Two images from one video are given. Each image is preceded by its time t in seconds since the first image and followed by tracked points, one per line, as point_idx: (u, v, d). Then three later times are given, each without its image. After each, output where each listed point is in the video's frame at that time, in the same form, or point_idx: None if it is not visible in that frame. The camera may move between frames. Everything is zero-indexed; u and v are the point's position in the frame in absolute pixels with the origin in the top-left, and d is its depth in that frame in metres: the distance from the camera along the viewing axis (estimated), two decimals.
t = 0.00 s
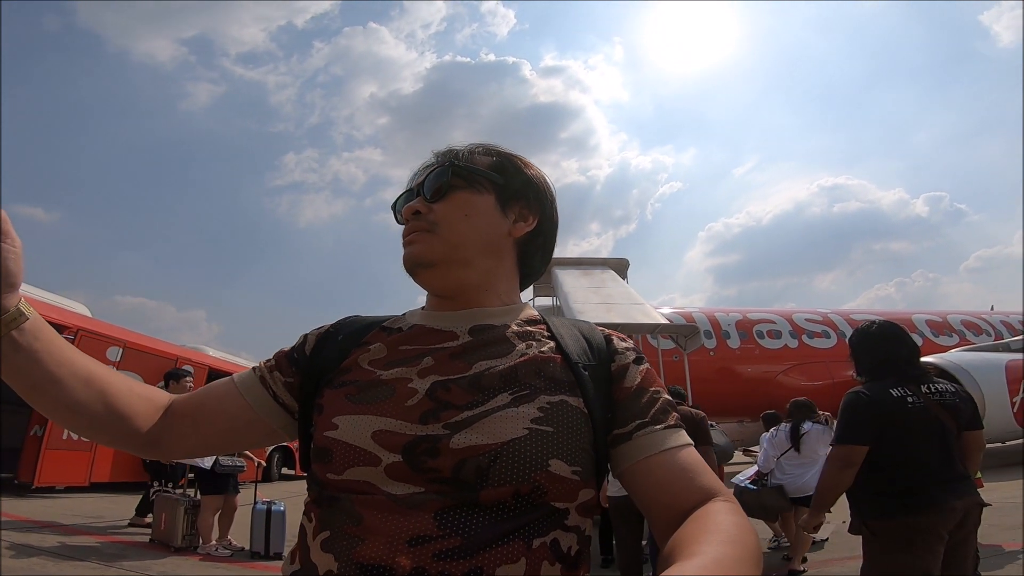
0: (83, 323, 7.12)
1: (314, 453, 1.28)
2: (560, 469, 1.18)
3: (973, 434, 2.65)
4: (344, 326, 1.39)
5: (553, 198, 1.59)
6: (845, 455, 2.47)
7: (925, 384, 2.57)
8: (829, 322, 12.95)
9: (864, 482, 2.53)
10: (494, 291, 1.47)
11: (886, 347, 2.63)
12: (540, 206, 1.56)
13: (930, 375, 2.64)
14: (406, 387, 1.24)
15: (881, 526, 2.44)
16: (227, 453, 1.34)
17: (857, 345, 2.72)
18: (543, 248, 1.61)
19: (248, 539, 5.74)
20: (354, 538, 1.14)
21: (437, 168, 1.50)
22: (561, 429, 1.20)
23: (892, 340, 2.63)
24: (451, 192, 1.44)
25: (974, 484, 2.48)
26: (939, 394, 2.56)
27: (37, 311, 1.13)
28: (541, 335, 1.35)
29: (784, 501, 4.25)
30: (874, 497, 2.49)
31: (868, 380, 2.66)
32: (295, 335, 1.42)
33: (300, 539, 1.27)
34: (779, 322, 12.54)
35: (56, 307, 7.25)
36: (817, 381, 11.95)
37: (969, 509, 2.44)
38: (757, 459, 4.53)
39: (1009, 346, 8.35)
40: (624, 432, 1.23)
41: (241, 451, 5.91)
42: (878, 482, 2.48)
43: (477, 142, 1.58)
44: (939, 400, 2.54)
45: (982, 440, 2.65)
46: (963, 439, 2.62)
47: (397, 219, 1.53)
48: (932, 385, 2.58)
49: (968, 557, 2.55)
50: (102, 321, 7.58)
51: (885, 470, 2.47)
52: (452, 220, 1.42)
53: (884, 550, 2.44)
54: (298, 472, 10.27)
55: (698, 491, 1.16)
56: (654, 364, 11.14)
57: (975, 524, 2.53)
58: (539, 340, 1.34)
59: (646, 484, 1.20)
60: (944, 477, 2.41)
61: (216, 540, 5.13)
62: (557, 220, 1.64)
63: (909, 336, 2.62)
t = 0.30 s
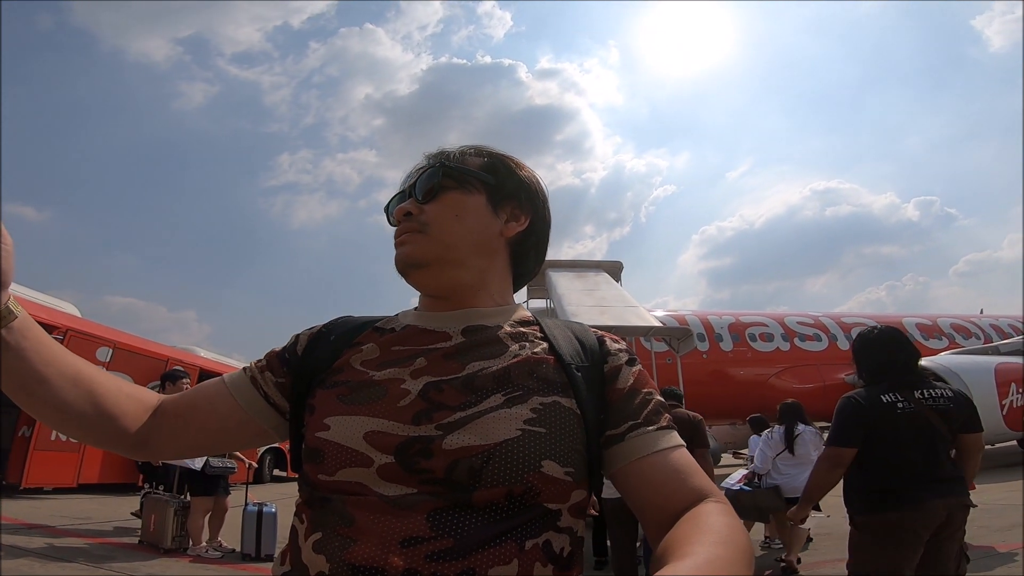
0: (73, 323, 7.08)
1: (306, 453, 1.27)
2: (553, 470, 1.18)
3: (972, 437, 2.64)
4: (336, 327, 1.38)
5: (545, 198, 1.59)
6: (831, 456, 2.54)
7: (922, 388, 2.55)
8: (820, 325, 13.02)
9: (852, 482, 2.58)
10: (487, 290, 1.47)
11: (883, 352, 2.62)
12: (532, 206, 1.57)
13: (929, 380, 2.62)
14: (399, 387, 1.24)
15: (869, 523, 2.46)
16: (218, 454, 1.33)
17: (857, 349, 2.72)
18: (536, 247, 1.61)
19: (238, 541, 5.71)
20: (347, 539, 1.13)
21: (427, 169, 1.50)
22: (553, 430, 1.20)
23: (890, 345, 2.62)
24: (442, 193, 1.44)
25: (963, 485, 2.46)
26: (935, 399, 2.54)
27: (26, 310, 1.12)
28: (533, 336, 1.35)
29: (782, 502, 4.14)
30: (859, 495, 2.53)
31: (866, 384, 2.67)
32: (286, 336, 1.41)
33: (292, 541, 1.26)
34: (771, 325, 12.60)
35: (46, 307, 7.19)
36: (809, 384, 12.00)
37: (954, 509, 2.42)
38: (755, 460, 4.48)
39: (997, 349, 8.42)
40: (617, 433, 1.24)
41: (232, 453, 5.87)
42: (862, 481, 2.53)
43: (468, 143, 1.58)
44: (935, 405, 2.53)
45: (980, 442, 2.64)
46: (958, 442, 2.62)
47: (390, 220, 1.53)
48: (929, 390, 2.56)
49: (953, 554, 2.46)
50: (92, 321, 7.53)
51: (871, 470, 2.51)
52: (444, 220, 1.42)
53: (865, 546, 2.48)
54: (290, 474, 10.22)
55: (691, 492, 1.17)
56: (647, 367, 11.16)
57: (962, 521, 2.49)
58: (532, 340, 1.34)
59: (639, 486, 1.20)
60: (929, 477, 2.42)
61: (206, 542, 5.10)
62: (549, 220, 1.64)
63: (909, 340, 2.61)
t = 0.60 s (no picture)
0: (66, 324, 7.05)
1: (300, 453, 1.27)
2: (547, 470, 1.18)
3: (974, 442, 2.57)
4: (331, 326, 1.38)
5: (541, 198, 1.59)
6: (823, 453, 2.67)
7: (915, 390, 2.57)
8: (815, 328, 13.05)
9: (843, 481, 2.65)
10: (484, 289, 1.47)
11: (877, 357, 2.66)
12: (529, 206, 1.57)
13: (927, 385, 2.62)
14: (394, 387, 1.24)
15: (851, 520, 2.52)
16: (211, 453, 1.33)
17: (858, 354, 2.77)
18: (533, 248, 1.61)
19: (232, 544, 5.69)
20: (342, 539, 1.13)
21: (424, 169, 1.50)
22: (548, 430, 1.20)
23: (887, 349, 2.65)
24: (439, 192, 1.45)
25: (953, 487, 2.42)
26: (928, 403, 2.55)
27: (18, 308, 1.12)
28: (528, 336, 1.36)
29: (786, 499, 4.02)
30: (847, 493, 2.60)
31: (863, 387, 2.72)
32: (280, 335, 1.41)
33: (287, 540, 1.25)
34: (766, 327, 12.63)
35: (40, 308, 7.16)
36: (803, 386, 12.03)
37: (938, 509, 2.39)
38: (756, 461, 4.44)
39: (991, 352, 8.46)
40: (611, 433, 1.24)
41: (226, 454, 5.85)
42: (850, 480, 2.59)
43: (466, 143, 1.58)
44: (927, 410, 2.54)
45: (983, 447, 2.56)
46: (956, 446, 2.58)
47: (386, 219, 1.54)
48: (923, 393, 2.58)
49: (942, 555, 2.39)
50: (85, 322, 7.50)
51: (858, 470, 2.57)
52: (441, 219, 1.42)
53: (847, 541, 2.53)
54: (284, 476, 10.19)
55: (684, 492, 1.17)
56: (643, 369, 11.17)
57: (954, 523, 2.42)
58: (526, 340, 1.34)
59: (632, 486, 1.21)
60: (912, 478, 2.44)
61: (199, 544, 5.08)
62: (545, 221, 1.64)
63: (909, 344, 2.63)
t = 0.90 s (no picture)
0: (63, 326, 7.03)
1: (300, 463, 1.26)
2: (546, 478, 1.17)
3: (962, 445, 2.55)
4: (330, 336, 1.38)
5: (543, 207, 1.59)
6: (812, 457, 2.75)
7: (896, 396, 2.59)
8: (813, 330, 13.04)
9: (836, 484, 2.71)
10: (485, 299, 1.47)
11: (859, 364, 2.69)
12: (531, 214, 1.57)
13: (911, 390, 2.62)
14: (394, 397, 1.24)
15: (840, 521, 2.59)
16: (213, 465, 1.32)
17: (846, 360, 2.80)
18: (533, 256, 1.61)
19: (230, 546, 5.67)
20: (343, 549, 1.13)
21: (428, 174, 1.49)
22: (547, 439, 1.20)
23: (869, 356, 2.67)
24: (444, 200, 1.44)
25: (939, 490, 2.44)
26: (909, 409, 2.56)
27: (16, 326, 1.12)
28: (526, 345, 1.35)
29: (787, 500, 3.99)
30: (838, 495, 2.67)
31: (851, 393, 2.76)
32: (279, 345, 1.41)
33: (288, 550, 1.25)
34: (764, 330, 12.63)
35: (37, 310, 7.14)
36: (802, 389, 12.03)
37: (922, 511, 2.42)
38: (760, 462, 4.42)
39: (989, 354, 8.45)
40: (608, 441, 1.24)
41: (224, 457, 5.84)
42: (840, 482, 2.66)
43: (469, 148, 1.57)
44: (908, 414, 2.55)
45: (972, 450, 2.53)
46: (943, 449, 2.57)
47: (387, 225, 1.53)
48: (906, 398, 2.59)
49: (932, 558, 2.41)
50: (82, 324, 7.48)
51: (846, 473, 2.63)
52: (445, 229, 1.41)
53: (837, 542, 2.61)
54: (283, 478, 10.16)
55: (683, 499, 1.16)
56: (642, 371, 11.16)
57: (944, 525, 2.42)
58: (525, 349, 1.34)
59: (630, 494, 1.20)
60: (894, 480, 2.48)
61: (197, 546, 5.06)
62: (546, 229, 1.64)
63: (891, 350, 2.63)
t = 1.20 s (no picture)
0: (60, 329, 6.97)
1: (314, 475, 1.24)
2: (563, 485, 1.16)
3: (938, 443, 2.61)
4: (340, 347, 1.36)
5: (548, 211, 1.58)
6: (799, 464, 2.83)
7: (867, 401, 2.65)
8: (811, 331, 13.05)
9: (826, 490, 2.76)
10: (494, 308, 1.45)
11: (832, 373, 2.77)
12: (536, 219, 1.55)
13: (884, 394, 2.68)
14: (407, 408, 1.22)
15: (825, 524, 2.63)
16: (237, 486, 1.32)
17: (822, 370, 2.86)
18: (539, 262, 1.60)
19: (230, 550, 5.62)
20: (361, 560, 1.11)
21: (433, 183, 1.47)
22: (562, 446, 1.18)
23: (840, 363, 2.74)
24: (450, 210, 1.42)
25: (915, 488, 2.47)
26: (882, 411, 2.62)
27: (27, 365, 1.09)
28: (538, 351, 1.34)
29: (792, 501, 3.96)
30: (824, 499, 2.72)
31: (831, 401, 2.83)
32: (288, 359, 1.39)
33: (303, 561, 1.23)
34: (762, 331, 12.65)
35: (34, 314, 7.08)
36: (800, 390, 12.04)
37: (896, 508, 2.45)
38: (767, 460, 4.39)
39: (987, 354, 8.47)
40: (622, 446, 1.22)
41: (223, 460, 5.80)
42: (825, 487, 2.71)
43: (472, 153, 1.55)
44: (882, 417, 2.61)
45: (947, 447, 2.59)
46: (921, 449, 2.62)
47: (392, 234, 1.50)
48: (880, 403, 2.65)
49: (909, 556, 2.40)
50: (79, 328, 7.42)
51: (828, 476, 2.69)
52: (452, 239, 1.39)
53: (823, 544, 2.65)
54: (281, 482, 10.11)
55: (698, 500, 1.15)
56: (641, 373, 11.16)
57: (922, 524, 2.41)
58: (536, 356, 1.32)
59: (645, 498, 1.19)
60: (870, 480, 2.53)
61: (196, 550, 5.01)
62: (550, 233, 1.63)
63: (861, 355, 2.70)
